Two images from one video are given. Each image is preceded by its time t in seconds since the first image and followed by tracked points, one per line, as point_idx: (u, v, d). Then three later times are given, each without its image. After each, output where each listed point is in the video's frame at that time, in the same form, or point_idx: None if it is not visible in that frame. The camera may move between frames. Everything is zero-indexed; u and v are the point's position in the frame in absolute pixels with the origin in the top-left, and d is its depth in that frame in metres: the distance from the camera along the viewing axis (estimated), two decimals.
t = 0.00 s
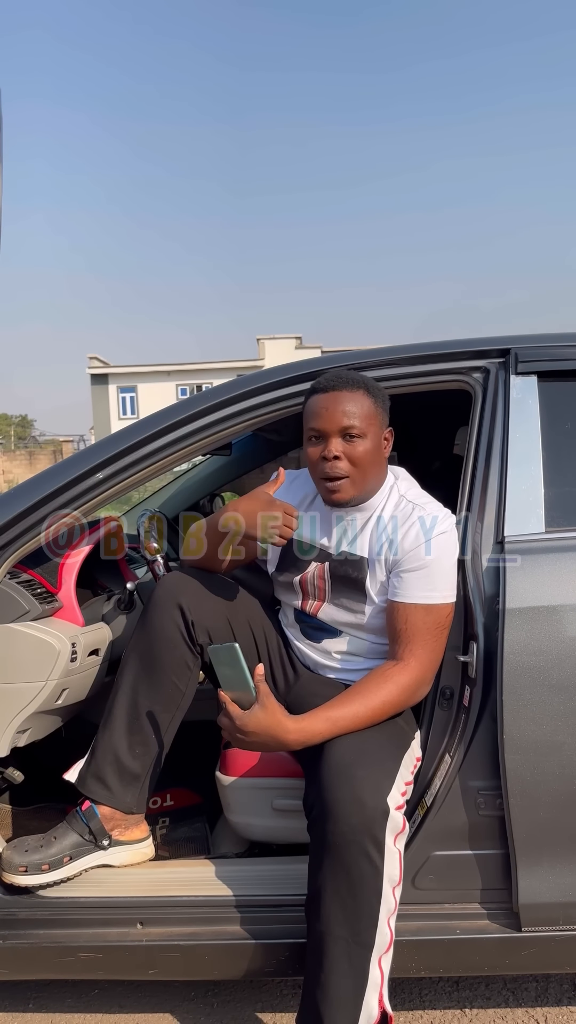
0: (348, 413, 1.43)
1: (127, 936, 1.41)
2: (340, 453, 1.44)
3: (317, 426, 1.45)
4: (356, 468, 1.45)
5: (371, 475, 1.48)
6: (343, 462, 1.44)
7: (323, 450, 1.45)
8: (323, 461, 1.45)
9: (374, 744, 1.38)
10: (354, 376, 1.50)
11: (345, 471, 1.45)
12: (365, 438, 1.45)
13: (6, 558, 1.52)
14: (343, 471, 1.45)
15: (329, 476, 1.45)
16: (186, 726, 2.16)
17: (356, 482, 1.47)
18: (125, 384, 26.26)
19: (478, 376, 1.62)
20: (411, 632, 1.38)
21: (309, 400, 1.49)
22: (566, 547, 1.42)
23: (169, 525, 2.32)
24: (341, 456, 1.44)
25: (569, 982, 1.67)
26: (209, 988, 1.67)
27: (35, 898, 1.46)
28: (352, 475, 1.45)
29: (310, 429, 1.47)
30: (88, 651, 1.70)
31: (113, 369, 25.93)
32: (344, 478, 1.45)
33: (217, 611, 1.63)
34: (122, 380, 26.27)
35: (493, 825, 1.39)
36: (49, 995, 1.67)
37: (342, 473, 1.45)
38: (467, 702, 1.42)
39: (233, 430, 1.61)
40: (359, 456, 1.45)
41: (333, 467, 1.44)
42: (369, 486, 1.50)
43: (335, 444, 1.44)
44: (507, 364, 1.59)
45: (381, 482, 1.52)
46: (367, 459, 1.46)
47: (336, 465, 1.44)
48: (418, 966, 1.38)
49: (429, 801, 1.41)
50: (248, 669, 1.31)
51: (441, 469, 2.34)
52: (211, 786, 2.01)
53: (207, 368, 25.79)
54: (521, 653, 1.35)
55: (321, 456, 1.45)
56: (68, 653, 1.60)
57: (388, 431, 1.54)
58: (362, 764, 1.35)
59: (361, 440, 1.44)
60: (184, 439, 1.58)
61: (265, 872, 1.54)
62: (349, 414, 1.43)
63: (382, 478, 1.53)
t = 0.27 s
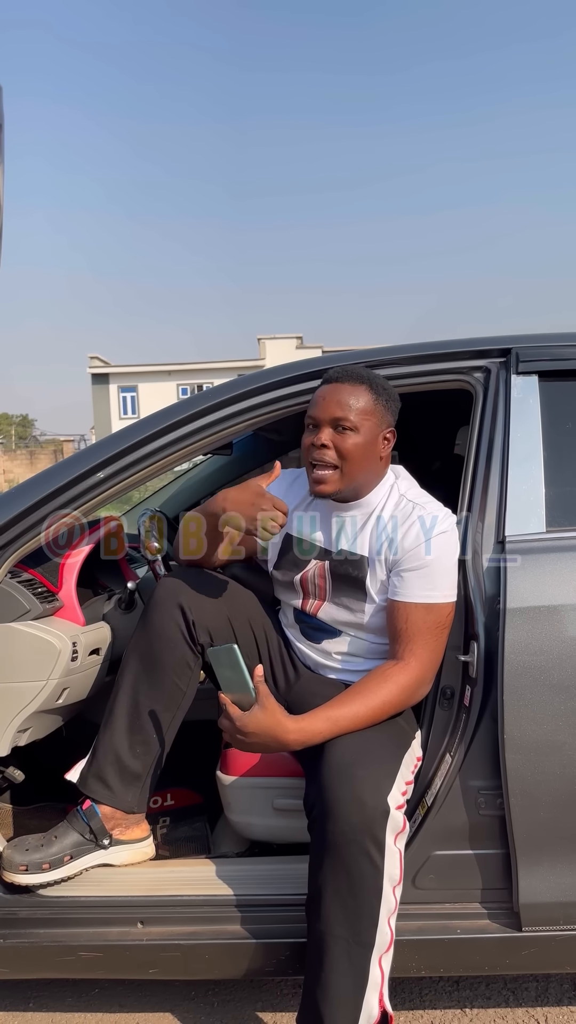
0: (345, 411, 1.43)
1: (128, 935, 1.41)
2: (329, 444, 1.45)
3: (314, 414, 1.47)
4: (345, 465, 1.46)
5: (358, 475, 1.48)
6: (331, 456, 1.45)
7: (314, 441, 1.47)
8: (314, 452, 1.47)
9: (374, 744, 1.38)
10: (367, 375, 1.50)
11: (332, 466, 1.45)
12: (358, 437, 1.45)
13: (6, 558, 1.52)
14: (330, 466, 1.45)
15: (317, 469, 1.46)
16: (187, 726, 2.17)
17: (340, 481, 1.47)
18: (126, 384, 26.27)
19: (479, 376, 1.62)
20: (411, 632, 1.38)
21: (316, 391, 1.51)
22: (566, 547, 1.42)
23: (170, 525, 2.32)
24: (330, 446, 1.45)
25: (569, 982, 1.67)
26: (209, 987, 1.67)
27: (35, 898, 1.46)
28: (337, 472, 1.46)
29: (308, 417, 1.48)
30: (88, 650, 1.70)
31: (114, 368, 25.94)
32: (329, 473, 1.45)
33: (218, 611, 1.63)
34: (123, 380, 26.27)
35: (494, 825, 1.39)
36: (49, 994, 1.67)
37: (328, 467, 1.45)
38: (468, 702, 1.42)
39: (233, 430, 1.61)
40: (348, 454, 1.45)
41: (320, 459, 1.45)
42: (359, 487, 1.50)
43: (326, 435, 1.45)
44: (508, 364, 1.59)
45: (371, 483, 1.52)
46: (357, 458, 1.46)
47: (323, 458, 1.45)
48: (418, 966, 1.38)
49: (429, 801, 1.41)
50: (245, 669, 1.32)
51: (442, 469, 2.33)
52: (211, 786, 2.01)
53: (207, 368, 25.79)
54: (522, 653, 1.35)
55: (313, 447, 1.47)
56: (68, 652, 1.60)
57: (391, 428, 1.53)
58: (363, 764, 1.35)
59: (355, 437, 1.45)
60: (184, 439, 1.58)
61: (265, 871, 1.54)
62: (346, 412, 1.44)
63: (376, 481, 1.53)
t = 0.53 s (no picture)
0: (344, 421, 1.43)
1: (129, 935, 1.41)
2: (328, 453, 1.45)
3: (311, 421, 1.47)
4: (343, 474, 1.46)
5: (359, 484, 1.48)
6: (329, 465, 1.45)
7: (313, 449, 1.47)
8: (312, 459, 1.47)
9: (375, 744, 1.38)
10: (359, 375, 1.49)
11: (330, 475, 1.46)
12: (358, 444, 1.45)
13: (7, 558, 1.52)
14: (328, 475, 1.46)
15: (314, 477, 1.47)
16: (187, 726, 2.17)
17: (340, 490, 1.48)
18: (126, 384, 26.27)
19: (481, 377, 1.62)
20: (413, 632, 1.38)
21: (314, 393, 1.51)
22: (568, 547, 1.42)
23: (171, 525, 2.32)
24: (330, 454, 1.45)
25: (570, 982, 1.67)
26: (210, 987, 1.67)
27: (36, 898, 1.46)
28: (336, 481, 1.46)
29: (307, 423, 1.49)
30: (89, 650, 1.70)
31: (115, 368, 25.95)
32: (327, 482, 1.46)
33: (219, 611, 1.63)
34: (123, 380, 26.27)
35: (495, 825, 1.39)
36: (50, 994, 1.67)
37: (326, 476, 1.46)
38: (470, 701, 1.42)
39: (235, 430, 1.61)
40: (346, 464, 1.45)
41: (318, 468, 1.46)
42: (360, 493, 1.50)
43: (325, 444, 1.45)
44: (510, 364, 1.59)
45: (374, 488, 1.52)
46: (356, 467, 1.46)
47: (320, 467, 1.45)
48: (419, 966, 1.38)
49: (430, 801, 1.41)
50: (248, 670, 1.31)
51: (443, 469, 2.33)
52: (212, 785, 2.01)
53: (208, 368, 25.78)
54: (523, 653, 1.35)
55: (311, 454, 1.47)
56: (70, 652, 1.60)
57: (390, 436, 1.53)
58: (364, 764, 1.34)
59: (355, 445, 1.45)
60: (186, 439, 1.58)
61: (266, 872, 1.54)
62: (346, 422, 1.44)
63: (380, 484, 1.53)
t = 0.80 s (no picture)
0: (348, 421, 1.43)
1: (130, 935, 1.41)
2: (332, 453, 1.45)
3: (313, 423, 1.47)
4: (348, 474, 1.46)
5: (361, 487, 1.49)
6: (334, 464, 1.45)
7: (316, 449, 1.47)
8: (315, 459, 1.47)
9: (376, 745, 1.38)
10: (359, 376, 1.50)
11: (335, 474, 1.45)
12: (362, 445, 1.46)
13: (8, 558, 1.52)
14: (333, 475, 1.45)
15: (319, 477, 1.46)
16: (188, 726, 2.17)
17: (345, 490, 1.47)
18: (127, 384, 26.27)
19: (481, 377, 1.62)
20: (413, 632, 1.38)
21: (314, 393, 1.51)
22: (569, 547, 1.42)
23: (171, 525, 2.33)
24: (334, 454, 1.45)
25: (570, 982, 1.67)
26: (210, 987, 1.68)
27: (37, 897, 1.46)
28: (342, 481, 1.46)
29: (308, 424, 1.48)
30: (90, 650, 1.71)
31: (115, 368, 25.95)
32: (332, 481, 1.45)
33: (220, 611, 1.63)
34: (124, 380, 26.27)
35: (496, 825, 1.39)
36: (51, 994, 1.67)
37: (332, 475, 1.45)
38: (470, 701, 1.42)
39: (236, 430, 1.61)
40: (351, 465, 1.45)
41: (323, 468, 1.45)
42: (361, 496, 1.50)
43: (329, 443, 1.45)
44: (510, 365, 1.59)
45: (374, 492, 1.52)
46: (359, 467, 1.46)
47: (326, 467, 1.45)
48: (420, 966, 1.39)
49: (431, 802, 1.41)
50: (248, 670, 1.32)
51: (444, 470, 2.33)
52: (212, 786, 2.02)
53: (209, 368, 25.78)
54: (524, 653, 1.35)
55: (315, 455, 1.47)
56: (70, 652, 1.60)
57: (390, 435, 1.53)
58: (365, 764, 1.35)
59: (358, 446, 1.45)
60: (187, 439, 1.58)
61: (266, 872, 1.54)
62: (350, 422, 1.43)
63: (377, 490, 1.53)
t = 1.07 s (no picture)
0: (348, 425, 1.44)
1: (130, 935, 1.41)
2: (332, 455, 1.45)
3: (313, 426, 1.47)
4: (348, 477, 1.46)
5: (360, 490, 1.49)
6: (335, 467, 1.45)
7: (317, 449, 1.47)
8: (315, 462, 1.47)
9: (376, 745, 1.38)
10: (359, 376, 1.51)
11: (335, 477, 1.45)
12: (361, 449, 1.46)
13: (9, 558, 1.52)
14: (334, 478, 1.45)
15: (320, 480, 1.47)
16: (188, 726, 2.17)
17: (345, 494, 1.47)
18: (127, 384, 26.28)
19: (481, 378, 1.62)
20: (413, 632, 1.38)
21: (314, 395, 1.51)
22: (568, 548, 1.42)
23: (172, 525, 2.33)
24: (334, 456, 1.45)
25: (570, 982, 1.67)
26: (210, 987, 1.68)
27: (37, 897, 1.47)
28: (342, 485, 1.46)
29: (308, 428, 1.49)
30: (90, 650, 1.71)
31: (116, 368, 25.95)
32: (332, 486, 1.46)
33: (220, 611, 1.63)
34: (124, 380, 26.27)
35: (495, 825, 1.40)
36: (50, 994, 1.68)
37: (332, 478, 1.45)
38: (470, 701, 1.42)
39: (237, 430, 1.62)
40: (351, 469, 1.46)
41: (323, 471, 1.46)
42: (361, 498, 1.50)
43: (328, 447, 1.45)
44: (510, 366, 1.60)
45: (375, 493, 1.52)
46: (360, 471, 1.47)
47: (327, 470, 1.45)
48: (419, 966, 1.39)
49: (431, 802, 1.42)
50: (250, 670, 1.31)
51: (444, 470, 2.34)
52: (212, 786, 2.02)
53: (209, 368, 25.78)
54: (523, 653, 1.35)
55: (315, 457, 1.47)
56: (71, 652, 1.60)
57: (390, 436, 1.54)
58: (365, 764, 1.35)
59: (357, 450, 1.46)
60: (187, 439, 1.58)
61: (266, 871, 1.54)
62: (349, 425, 1.44)
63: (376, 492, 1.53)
